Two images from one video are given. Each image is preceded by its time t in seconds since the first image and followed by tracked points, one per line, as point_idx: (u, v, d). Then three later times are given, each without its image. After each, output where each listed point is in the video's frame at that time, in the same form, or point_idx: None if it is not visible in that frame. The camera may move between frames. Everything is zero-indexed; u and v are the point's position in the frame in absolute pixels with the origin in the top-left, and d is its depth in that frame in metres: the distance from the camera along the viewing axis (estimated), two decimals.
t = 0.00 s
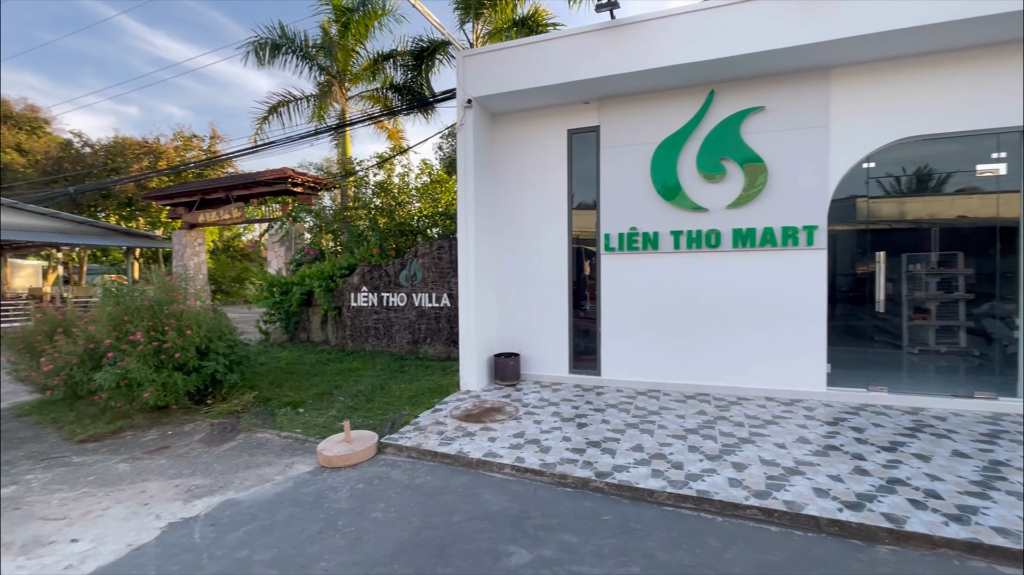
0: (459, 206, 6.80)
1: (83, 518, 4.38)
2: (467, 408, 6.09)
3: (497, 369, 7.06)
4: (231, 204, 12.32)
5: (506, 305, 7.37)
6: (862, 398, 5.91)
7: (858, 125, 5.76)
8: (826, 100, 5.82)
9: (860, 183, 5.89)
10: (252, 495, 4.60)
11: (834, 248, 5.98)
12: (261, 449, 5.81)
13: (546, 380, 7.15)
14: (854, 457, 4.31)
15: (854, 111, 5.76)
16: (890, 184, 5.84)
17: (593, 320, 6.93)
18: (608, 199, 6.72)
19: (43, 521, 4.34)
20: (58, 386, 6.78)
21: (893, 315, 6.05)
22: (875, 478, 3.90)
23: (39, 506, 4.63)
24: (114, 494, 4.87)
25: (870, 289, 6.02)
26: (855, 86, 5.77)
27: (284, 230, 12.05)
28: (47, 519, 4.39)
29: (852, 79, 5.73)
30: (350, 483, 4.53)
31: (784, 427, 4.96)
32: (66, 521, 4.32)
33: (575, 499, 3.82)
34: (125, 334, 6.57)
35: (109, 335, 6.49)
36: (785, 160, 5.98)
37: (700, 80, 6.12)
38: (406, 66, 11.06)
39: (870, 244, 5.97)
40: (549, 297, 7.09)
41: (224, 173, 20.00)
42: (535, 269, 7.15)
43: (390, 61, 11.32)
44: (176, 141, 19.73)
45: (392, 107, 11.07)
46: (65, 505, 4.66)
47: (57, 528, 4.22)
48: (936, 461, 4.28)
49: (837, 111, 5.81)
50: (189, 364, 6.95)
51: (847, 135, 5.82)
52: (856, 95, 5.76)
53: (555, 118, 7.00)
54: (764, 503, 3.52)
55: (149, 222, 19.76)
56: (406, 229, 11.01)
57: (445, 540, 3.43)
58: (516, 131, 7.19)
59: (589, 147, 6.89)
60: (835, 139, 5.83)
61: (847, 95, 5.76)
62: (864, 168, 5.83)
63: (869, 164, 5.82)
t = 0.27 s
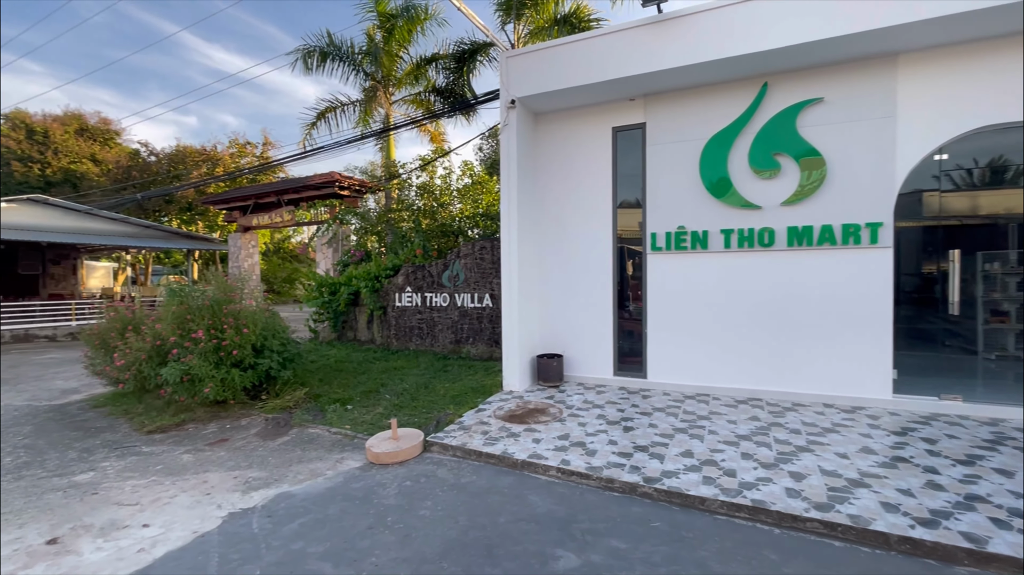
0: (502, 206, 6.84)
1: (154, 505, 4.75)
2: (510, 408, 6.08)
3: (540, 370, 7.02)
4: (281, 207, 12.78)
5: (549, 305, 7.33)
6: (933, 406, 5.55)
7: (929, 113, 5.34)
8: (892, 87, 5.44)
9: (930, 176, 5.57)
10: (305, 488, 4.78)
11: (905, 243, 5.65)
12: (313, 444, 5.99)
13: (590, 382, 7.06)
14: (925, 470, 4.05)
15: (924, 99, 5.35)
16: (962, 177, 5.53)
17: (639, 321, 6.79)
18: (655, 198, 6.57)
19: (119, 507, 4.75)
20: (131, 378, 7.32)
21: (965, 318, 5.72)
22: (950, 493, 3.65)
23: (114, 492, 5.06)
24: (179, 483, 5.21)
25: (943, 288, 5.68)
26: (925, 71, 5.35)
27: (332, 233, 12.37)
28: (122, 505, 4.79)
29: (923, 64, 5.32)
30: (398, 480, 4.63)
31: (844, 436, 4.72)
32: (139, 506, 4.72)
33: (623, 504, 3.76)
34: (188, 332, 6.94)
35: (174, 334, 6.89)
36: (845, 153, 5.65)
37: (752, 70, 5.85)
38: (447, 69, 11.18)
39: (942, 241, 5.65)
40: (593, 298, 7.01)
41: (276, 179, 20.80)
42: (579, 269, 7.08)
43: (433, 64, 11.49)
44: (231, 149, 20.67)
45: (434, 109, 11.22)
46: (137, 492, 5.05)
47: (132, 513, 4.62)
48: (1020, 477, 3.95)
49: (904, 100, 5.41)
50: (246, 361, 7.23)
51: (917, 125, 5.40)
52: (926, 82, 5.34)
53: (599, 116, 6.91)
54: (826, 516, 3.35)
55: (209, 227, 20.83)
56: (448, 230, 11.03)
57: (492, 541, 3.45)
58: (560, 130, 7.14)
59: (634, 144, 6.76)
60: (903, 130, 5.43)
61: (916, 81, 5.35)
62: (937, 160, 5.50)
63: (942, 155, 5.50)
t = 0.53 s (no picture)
0: (537, 206, 6.81)
1: (205, 495, 4.98)
2: (546, 409, 6.05)
3: (575, 370, 6.95)
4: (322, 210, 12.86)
5: (584, 306, 7.26)
6: (997, 415, 5.21)
7: (996, 101, 5.00)
8: (954, 75, 5.11)
9: (995, 170, 5.24)
10: (346, 483, 4.89)
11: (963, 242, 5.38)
12: (352, 441, 6.10)
13: (626, 384, 6.95)
14: (990, 482, 3.80)
15: (990, 86, 5.01)
16: None
17: (677, 322, 6.65)
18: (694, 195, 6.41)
19: (173, 495, 5.01)
20: (183, 373, 7.66)
21: None
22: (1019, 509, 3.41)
23: (168, 482, 5.34)
24: (228, 475, 5.43)
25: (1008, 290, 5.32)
26: (992, 57, 5.01)
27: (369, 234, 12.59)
28: (176, 494, 5.05)
29: (988, 49, 4.98)
30: (435, 478, 4.67)
31: (898, 445, 4.49)
32: (192, 496, 4.96)
33: (663, 509, 3.69)
34: (235, 330, 7.19)
35: (223, 331, 7.16)
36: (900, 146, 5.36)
37: (799, 62, 5.64)
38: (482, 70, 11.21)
39: (1007, 239, 5.30)
40: (629, 298, 6.90)
41: (315, 182, 21.34)
42: (615, 269, 6.98)
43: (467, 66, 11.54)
44: (274, 154, 21.32)
45: (469, 111, 11.28)
46: (189, 482, 5.30)
47: (186, 502, 4.87)
48: None
49: (968, 88, 5.08)
50: (289, 359, 7.41)
51: (982, 115, 5.06)
52: (993, 68, 4.99)
53: (636, 113, 6.80)
54: (881, 528, 3.18)
55: (254, 228, 21.56)
56: (482, 230, 11.08)
57: (529, 542, 3.44)
58: (596, 128, 7.06)
59: (673, 141, 6.62)
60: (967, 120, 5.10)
61: (982, 68, 5.01)
62: (1003, 153, 5.16)
63: (1009, 148, 5.16)
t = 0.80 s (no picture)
0: (567, 205, 6.77)
1: (245, 488, 5.15)
2: (576, 410, 5.99)
3: (605, 372, 6.88)
4: (354, 211, 13.13)
5: (615, 306, 7.17)
6: None
7: None
8: (1011, 63, 4.83)
9: None
10: (378, 480, 4.97)
11: None
12: (384, 438, 6.17)
13: (658, 386, 6.83)
14: None
15: None
16: None
17: (711, 323, 6.51)
18: (730, 194, 6.25)
19: (216, 488, 5.21)
20: (223, 370, 7.92)
21: None
22: None
23: (211, 475, 5.55)
24: (266, 469, 5.59)
25: None
26: None
27: (400, 234, 12.73)
28: (218, 487, 5.25)
29: None
30: (466, 477, 4.70)
31: (949, 454, 4.28)
32: (233, 488, 5.14)
33: (698, 514, 3.61)
34: (273, 328, 7.41)
35: (261, 330, 7.39)
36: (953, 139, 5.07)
37: (840, 54, 5.44)
38: (511, 70, 11.19)
39: None
40: (662, 298, 6.77)
41: (348, 184, 21.68)
42: (647, 269, 6.87)
43: (496, 67, 11.56)
44: (308, 157, 21.78)
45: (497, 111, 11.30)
46: (230, 475, 5.50)
47: (227, 495, 5.06)
48: None
49: None
50: (324, 357, 7.53)
51: None
52: None
53: (669, 109, 6.67)
54: (932, 541, 3.03)
55: (290, 229, 22.08)
56: (510, 231, 11.06)
57: (560, 544, 3.42)
58: (627, 126, 6.96)
59: (707, 137, 6.48)
60: None
61: None
62: None
63: None
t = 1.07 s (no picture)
0: (594, 204, 6.70)
1: (279, 483, 5.26)
2: (603, 412, 5.92)
3: (633, 373, 6.80)
4: (382, 212, 13.31)
5: (643, 307, 7.08)
6: None
7: None
8: None
9: None
10: (407, 478, 5.01)
11: None
12: (412, 437, 6.21)
13: (688, 388, 6.71)
14: None
15: None
16: None
17: (742, 324, 6.35)
18: (763, 191, 6.10)
19: (251, 482, 5.34)
20: (257, 368, 8.11)
21: None
22: None
23: (246, 469, 5.69)
24: (299, 465, 5.69)
25: None
26: None
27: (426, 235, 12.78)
28: (253, 481, 5.38)
29: None
30: (493, 476, 4.69)
31: (999, 463, 4.07)
32: (267, 483, 5.26)
33: (731, 520, 3.53)
34: (306, 328, 7.55)
35: (294, 329, 7.54)
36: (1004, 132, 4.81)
37: (879, 46, 5.25)
38: (536, 70, 11.16)
39: None
40: (691, 298, 6.65)
41: (375, 185, 21.95)
42: (676, 269, 6.76)
43: (521, 67, 11.55)
44: (337, 159, 22.14)
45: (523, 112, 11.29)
46: (265, 470, 5.62)
47: (262, 489, 5.17)
48: None
49: None
50: (352, 356, 7.66)
51: None
52: None
53: (699, 106, 6.56)
54: (982, 555, 2.89)
55: (319, 232, 22.53)
56: (536, 231, 11.06)
57: (589, 546, 3.38)
58: (656, 124, 6.86)
59: (738, 134, 6.34)
60: None
61: None
62: None
63: None
